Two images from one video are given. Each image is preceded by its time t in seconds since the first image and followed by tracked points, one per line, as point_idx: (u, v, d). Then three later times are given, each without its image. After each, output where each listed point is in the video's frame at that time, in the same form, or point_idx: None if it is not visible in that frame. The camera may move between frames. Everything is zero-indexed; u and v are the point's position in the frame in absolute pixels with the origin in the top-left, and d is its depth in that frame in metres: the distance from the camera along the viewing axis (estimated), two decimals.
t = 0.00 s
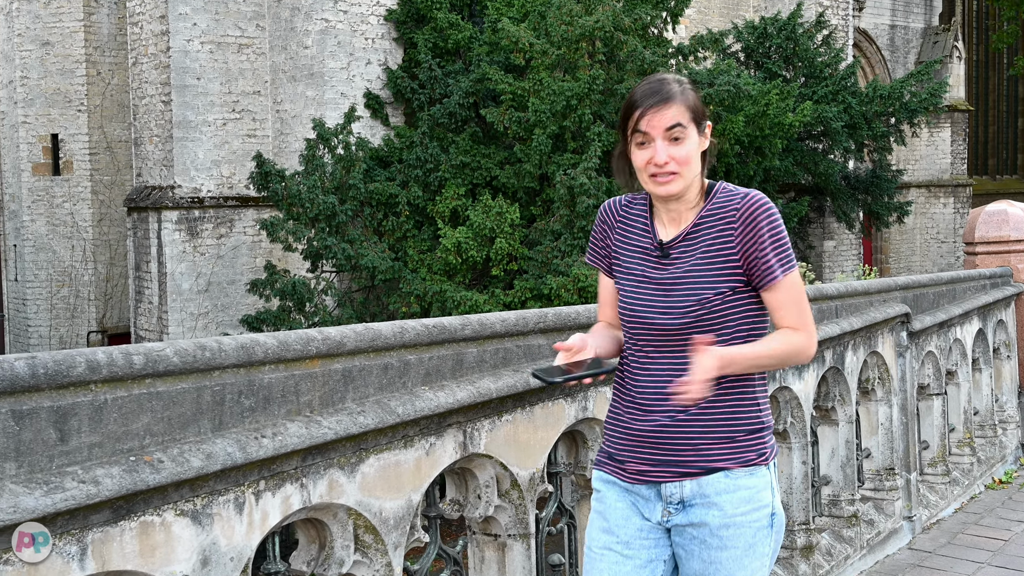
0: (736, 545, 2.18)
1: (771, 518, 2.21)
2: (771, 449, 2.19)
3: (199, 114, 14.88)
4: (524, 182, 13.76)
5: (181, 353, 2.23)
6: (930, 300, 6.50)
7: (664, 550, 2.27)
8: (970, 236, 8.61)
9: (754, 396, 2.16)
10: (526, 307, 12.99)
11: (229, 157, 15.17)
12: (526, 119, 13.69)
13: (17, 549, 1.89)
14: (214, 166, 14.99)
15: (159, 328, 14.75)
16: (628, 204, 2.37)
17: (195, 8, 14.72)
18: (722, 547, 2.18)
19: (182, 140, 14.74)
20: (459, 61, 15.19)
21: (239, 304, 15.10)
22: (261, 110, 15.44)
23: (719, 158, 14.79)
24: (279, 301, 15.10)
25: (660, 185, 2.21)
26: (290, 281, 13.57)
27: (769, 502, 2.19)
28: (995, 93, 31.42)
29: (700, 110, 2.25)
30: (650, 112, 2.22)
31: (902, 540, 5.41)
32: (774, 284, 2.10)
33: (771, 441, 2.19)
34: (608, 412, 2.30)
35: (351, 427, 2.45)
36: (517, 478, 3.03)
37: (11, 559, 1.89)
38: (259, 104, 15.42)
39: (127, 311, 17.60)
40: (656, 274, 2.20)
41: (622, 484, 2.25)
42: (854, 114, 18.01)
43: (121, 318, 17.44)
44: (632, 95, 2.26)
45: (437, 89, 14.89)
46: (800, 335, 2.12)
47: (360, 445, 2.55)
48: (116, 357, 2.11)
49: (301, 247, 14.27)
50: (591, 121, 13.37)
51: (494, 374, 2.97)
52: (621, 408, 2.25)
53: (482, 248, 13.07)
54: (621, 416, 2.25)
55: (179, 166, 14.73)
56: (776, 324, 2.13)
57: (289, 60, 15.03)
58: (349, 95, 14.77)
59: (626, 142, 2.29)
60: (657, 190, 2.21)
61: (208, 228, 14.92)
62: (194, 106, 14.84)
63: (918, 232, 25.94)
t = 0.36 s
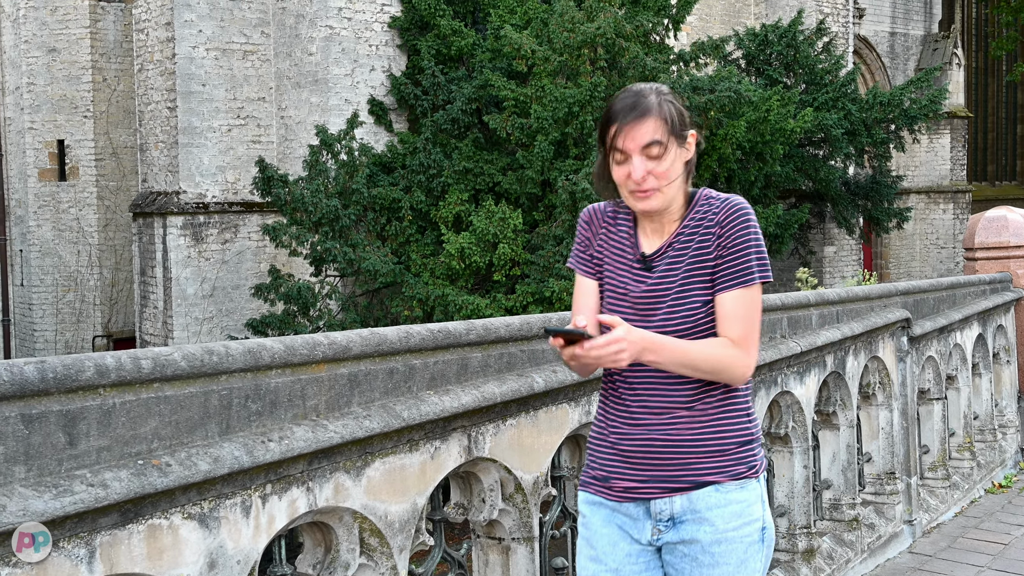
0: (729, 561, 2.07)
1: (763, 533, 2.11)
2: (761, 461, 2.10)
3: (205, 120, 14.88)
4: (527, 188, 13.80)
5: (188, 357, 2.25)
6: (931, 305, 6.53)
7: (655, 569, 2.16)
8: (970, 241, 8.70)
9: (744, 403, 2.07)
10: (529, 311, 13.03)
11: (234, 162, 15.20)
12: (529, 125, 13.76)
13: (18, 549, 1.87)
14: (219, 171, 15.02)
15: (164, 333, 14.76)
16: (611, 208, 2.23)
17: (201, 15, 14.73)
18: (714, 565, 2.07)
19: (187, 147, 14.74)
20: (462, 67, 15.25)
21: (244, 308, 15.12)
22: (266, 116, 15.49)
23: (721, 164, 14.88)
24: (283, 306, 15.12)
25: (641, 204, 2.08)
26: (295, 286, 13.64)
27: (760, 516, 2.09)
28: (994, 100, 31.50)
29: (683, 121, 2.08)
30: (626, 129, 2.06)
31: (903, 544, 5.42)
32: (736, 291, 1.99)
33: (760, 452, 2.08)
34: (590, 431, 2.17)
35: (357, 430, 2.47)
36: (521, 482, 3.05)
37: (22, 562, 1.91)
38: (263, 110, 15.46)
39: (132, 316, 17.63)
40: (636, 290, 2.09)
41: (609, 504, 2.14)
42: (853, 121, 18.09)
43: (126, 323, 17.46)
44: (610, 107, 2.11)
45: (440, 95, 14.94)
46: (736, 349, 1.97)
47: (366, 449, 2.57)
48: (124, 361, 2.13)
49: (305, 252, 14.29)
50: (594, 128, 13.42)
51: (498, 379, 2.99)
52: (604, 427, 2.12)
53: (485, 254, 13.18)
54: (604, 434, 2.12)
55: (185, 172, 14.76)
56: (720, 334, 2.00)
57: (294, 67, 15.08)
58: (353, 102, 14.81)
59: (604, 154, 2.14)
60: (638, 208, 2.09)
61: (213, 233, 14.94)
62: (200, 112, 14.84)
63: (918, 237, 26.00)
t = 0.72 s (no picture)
0: None
1: (748, 548, 2.10)
2: (747, 476, 2.07)
3: (210, 126, 14.93)
4: (529, 194, 13.75)
5: (196, 361, 2.27)
6: (930, 310, 6.56)
7: None
8: (970, 247, 8.69)
9: (730, 416, 2.04)
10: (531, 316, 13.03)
11: (238, 168, 15.24)
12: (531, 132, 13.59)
13: (18, 549, 1.86)
14: (224, 177, 15.08)
15: (169, 337, 14.77)
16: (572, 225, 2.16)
17: (206, 22, 14.78)
18: None
19: (192, 153, 14.79)
20: (465, 74, 15.18)
21: (249, 313, 15.14)
22: (270, 122, 15.52)
23: (722, 169, 14.93)
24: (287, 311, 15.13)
25: (606, 215, 2.02)
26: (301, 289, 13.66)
27: (744, 531, 2.07)
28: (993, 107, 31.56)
29: (651, 133, 2.06)
30: (596, 134, 2.02)
31: (903, 547, 5.44)
32: (700, 301, 1.93)
33: (746, 466, 2.06)
34: (572, 441, 2.14)
35: (362, 434, 2.49)
36: (525, 485, 3.08)
37: (32, 564, 1.91)
38: (268, 116, 15.49)
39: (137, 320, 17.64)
40: (604, 305, 2.04)
41: (591, 518, 2.12)
42: (854, 127, 18.09)
43: (132, 327, 17.46)
44: (576, 113, 2.06)
45: (443, 101, 14.95)
46: (701, 361, 1.92)
47: (371, 453, 2.59)
48: (131, 365, 2.15)
49: (308, 257, 14.30)
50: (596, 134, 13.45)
51: (502, 383, 3.02)
52: (584, 437, 2.10)
53: (487, 258, 13.17)
54: (584, 444, 2.10)
55: (190, 177, 14.80)
56: (684, 343, 1.94)
57: (298, 73, 15.12)
58: (356, 108, 14.85)
59: (569, 163, 2.09)
60: (603, 218, 2.02)
61: (218, 238, 14.97)
62: (204, 118, 14.90)
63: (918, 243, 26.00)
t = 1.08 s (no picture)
0: None
1: (733, 563, 2.09)
2: (732, 490, 2.06)
3: (215, 132, 14.97)
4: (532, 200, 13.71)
5: (202, 365, 2.29)
6: (931, 315, 6.58)
7: None
8: (970, 253, 8.72)
9: (714, 429, 2.04)
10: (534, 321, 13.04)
11: (243, 173, 15.29)
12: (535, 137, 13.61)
13: (18, 549, 1.86)
14: (229, 182, 15.13)
15: (174, 341, 14.79)
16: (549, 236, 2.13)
17: (212, 29, 14.83)
18: None
19: (198, 158, 14.83)
20: (469, 80, 15.17)
21: (254, 317, 15.16)
22: (275, 128, 15.58)
23: (723, 175, 14.98)
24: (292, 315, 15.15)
25: (573, 230, 1.98)
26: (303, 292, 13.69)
27: (730, 546, 2.06)
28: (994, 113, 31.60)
29: (615, 142, 1.98)
30: (555, 149, 1.95)
31: (903, 551, 5.46)
32: (683, 314, 1.92)
33: (731, 480, 2.05)
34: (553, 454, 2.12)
35: (366, 438, 2.51)
36: (528, 489, 3.10)
37: (39, 565, 1.93)
38: (273, 122, 15.56)
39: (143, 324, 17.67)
40: (583, 320, 2.01)
41: (573, 532, 2.10)
42: (855, 133, 18.14)
43: (138, 331, 17.50)
44: (537, 129, 2.00)
45: (446, 107, 14.98)
46: (683, 376, 1.90)
47: (376, 456, 2.61)
48: (139, 369, 2.17)
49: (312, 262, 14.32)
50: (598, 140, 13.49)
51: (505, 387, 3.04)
52: (566, 451, 2.08)
53: (490, 263, 13.18)
54: (566, 458, 2.08)
55: (195, 183, 14.85)
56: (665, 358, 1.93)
57: (302, 79, 15.16)
58: (361, 114, 14.90)
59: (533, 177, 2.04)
60: (570, 233, 1.98)
61: (223, 243, 15.00)
62: (210, 124, 14.94)
63: (919, 248, 26.00)
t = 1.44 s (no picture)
0: None
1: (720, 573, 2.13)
2: (717, 500, 2.10)
3: (224, 138, 15.01)
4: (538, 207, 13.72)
5: (211, 369, 2.32)
6: (935, 320, 6.60)
7: None
8: (974, 257, 8.71)
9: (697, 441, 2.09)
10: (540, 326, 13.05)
11: (251, 179, 15.33)
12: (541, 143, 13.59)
13: (18, 548, 1.86)
14: (238, 188, 15.15)
15: (183, 345, 14.81)
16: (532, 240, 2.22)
17: (220, 36, 14.88)
18: None
19: (207, 164, 14.87)
20: (475, 86, 15.21)
21: (261, 322, 15.19)
22: (283, 135, 15.62)
23: (728, 182, 15.01)
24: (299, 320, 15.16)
25: (560, 202, 2.08)
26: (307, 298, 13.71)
27: (717, 558, 2.11)
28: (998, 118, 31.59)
29: (607, 124, 2.14)
30: (549, 121, 2.11)
31: (908, 555, 5.46)
32: (704, 323, 2.01)
33: (717, 491, 2.10)
34: (533, 466, 2.19)
35: (373, 441, 2.53)
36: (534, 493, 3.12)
37: (48, 566, 1.95)
38: (281, 128, 15.60)
39: (152, 329, 17.72)
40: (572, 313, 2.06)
41: (554, 545, 2.17)
42: (858, 139, 18.17)
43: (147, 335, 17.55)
44: (531, 107, 2.16)
45: (453, 113, 15.01)
46: (728, 378, 2.01)
47: (383, 459, 2.64)
48: (148, 372, 2.20)
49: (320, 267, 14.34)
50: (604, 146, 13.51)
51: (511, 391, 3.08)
52: (546, 464, 2.14)
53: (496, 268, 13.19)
54: (547, 472, 2.15)
55: (205, 188, 14.88)
56: (705, 364, 2.03)
57: (310, 86, 15.20)
58: (368, 120, 14.94)
59: (525, 157, 2.18)
60: (557, 207, 2.09)
61: (231, 248, 15.03)
62: (219, 130, 14.98)
63: (923, 254, 25.98)
